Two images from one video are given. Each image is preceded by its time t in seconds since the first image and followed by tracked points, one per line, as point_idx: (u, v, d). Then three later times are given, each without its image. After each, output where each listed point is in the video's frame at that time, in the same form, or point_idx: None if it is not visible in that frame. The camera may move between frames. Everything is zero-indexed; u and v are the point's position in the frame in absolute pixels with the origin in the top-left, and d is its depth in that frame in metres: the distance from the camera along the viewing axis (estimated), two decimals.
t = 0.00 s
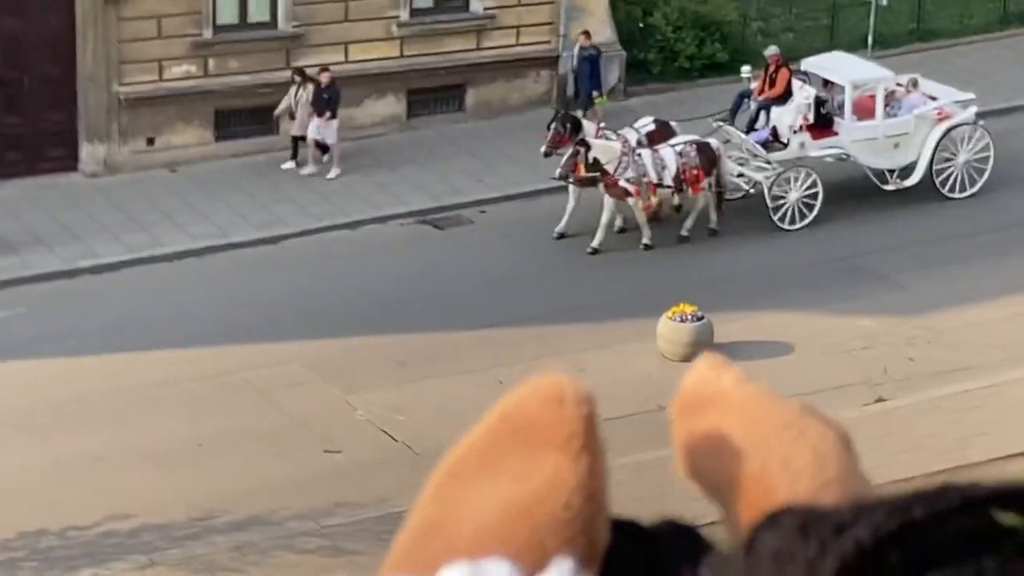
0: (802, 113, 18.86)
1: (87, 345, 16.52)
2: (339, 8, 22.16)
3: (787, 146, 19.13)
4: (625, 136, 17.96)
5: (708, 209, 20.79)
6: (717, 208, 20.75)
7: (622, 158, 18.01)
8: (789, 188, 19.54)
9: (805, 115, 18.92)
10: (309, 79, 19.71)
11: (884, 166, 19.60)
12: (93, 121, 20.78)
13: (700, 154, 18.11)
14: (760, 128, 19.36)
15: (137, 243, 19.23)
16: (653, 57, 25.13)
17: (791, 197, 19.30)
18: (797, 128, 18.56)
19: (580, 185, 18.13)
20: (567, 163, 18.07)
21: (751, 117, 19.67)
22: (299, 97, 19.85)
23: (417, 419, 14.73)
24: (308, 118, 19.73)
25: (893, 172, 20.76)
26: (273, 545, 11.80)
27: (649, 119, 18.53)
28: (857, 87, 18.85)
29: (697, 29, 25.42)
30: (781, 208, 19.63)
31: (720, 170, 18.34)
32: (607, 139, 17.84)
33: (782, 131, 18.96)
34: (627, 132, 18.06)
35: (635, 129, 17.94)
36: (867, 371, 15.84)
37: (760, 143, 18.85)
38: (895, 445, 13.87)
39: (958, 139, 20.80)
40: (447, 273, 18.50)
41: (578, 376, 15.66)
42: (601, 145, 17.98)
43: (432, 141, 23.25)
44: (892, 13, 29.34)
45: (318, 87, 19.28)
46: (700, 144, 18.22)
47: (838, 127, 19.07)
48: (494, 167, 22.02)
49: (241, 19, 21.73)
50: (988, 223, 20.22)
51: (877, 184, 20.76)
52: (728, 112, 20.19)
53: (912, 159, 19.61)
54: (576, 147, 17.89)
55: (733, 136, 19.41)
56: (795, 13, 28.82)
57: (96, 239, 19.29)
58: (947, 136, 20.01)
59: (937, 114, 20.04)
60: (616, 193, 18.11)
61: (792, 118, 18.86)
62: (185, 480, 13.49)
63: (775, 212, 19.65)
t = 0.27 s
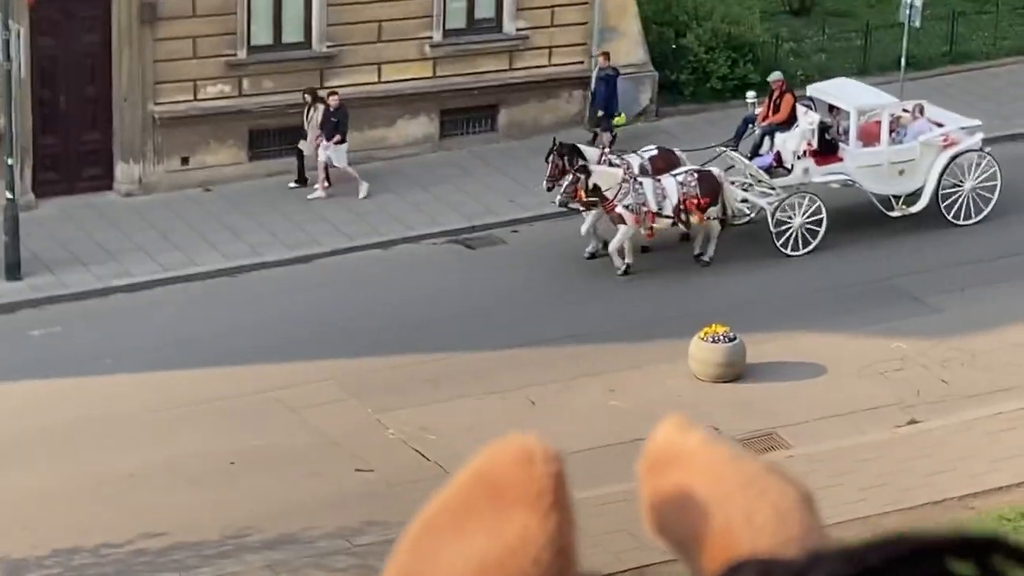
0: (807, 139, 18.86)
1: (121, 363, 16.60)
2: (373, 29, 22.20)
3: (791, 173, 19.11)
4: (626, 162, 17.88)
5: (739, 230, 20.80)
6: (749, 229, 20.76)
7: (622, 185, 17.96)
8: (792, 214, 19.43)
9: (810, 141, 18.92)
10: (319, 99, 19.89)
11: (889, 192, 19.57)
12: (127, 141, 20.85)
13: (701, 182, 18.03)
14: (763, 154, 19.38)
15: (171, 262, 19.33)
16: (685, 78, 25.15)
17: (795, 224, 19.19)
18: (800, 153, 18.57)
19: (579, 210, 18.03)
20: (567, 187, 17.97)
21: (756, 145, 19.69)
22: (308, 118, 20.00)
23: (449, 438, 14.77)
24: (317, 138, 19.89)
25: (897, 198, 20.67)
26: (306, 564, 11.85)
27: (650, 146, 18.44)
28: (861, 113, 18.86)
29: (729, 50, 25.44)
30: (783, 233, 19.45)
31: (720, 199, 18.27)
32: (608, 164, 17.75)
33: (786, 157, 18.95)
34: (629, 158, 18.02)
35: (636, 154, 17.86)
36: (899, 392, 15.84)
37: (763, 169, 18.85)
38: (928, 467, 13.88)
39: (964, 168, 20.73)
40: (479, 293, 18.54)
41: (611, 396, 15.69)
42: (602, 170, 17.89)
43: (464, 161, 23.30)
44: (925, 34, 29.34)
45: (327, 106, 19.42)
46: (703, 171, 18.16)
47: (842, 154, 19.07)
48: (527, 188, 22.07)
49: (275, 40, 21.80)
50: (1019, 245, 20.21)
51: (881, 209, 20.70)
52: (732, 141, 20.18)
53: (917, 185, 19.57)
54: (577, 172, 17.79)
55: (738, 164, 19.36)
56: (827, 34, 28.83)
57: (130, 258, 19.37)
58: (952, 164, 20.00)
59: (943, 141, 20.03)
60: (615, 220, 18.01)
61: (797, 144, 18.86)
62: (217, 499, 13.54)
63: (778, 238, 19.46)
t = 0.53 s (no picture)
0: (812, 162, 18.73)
1: (156, 376, 16.66)
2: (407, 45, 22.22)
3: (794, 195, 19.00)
4: (628, 183, 17.70)
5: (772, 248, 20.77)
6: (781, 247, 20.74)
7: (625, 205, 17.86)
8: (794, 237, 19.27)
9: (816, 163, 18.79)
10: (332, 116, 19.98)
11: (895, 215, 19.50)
12: (162, 155, 20.94)
13: (704, 203, 17.87)
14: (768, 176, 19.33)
15: (204, 276, 19.40)
16: (719, 96, 25.15)
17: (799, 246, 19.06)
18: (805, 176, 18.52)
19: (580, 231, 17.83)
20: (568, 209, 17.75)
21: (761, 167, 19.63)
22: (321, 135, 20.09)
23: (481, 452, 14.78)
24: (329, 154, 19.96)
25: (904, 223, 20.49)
26: None
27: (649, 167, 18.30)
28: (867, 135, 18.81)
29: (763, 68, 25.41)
30: (788, 257, 19.32)
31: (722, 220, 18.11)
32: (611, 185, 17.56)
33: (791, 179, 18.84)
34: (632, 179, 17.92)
35: (639, 175, 17.69)
36: (932, 411, 15.81)
37: (768, 191, 18.80)
38: (963, 485, 13.84)
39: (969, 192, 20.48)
40: (511, 309, 18.57)
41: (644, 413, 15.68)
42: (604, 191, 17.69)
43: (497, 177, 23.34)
44: (961, 53, 29.29)
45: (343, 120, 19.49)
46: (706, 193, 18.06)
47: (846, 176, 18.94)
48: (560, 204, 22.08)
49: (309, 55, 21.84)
50: None
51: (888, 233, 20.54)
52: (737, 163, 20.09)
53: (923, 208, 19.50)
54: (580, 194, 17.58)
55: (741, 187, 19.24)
56: (862, 52, 28.80)
57: (163, 272, 19.45)
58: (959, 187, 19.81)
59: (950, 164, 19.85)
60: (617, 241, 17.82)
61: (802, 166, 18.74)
62: (247, 512, 13.57)
63: (783, 262, 19.34)
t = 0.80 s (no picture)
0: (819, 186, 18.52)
1: (189, 390, 16.68)
2: (445, 62, 22.19)
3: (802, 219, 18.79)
4: (631, 205, 17.48)
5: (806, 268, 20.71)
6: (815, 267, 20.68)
7: (629, 228, 17.68)
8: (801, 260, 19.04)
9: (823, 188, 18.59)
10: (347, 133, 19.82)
11: (903, 240, 19.19)
12: (198, 169, 21.00)
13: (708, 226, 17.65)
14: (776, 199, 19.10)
15: (240, 290, 19.44)
16: (755, 115, 25.09)
17: (807, 270, 18.88)
18: (813, 200, 18.28)
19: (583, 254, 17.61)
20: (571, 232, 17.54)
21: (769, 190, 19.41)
22: (335, 151, 19.94)
23: (514, 469, 14.76)
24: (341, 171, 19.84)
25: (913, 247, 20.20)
26: None
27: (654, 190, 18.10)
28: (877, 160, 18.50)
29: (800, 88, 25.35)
30: (795, 281, 19.09)
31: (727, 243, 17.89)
32: (614, 207, 17.35)
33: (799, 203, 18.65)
34: (637, 202, 17.74)
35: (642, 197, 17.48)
36: (967, 434, 15.74)
37: (775, 214, 18.56)
38: (998, 509, 13.77)
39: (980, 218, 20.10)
40: (543, 327, 18.56)
41: (678, 432, 15.64)
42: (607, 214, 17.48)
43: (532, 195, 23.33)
44: (999, 74, 29.20)
45: (360, 135, 19.43)
46: (709, 214, 17.92)
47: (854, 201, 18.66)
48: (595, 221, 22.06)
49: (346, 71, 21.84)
50: None
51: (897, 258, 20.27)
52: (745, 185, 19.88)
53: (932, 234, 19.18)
54: (582, 217, 17.37)
55: (748, 210, 19.04)
56: (900, 72, 28.72)
57: (198, 286, 19.49)
58: (969, 213, 19.50)
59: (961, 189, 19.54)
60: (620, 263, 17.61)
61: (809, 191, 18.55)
62: (279, 527, 13.56)
63: (789, 286, 19.11)
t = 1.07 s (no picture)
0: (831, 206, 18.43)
1: (228, 399, 16.70)
2: (485, 74, 22.21)
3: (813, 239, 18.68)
4: (639, 223, 17.38)
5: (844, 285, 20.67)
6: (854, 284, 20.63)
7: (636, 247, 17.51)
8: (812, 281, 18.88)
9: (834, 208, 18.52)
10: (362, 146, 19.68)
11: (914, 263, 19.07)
12: (238, 179, 21.04)
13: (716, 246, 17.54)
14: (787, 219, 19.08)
15: (279, 300, 19.47)
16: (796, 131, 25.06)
17: (816, 290, 18.69)
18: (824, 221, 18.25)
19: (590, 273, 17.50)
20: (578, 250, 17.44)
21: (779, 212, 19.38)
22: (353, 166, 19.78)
23: (550, 483, 14.76)
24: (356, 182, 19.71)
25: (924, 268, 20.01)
26: None
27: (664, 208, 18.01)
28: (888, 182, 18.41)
29: (841, 104, 25.31)
30: (805, 302, 18.91)
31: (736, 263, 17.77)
32: (622, 226, 17.25)
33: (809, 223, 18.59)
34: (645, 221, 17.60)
35: (650, 216, 17.38)
36: (1005, 454, 15.69)
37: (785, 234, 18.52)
38: None
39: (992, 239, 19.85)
40: (580, 342, 18.52)
41: (715, 447, 15.62)
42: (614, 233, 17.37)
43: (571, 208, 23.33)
44: None
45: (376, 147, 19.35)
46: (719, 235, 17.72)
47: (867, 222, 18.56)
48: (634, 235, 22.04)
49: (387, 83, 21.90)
50: None
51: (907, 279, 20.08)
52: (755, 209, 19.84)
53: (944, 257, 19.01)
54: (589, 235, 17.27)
55: (759, 230, 19.00)
56: (942, 90, 28.66)
57: (237, 296, 19.53)
58: (982, 237, 19.35)
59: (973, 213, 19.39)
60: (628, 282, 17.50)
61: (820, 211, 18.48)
62: (314, 538, 13.58)
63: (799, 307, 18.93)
